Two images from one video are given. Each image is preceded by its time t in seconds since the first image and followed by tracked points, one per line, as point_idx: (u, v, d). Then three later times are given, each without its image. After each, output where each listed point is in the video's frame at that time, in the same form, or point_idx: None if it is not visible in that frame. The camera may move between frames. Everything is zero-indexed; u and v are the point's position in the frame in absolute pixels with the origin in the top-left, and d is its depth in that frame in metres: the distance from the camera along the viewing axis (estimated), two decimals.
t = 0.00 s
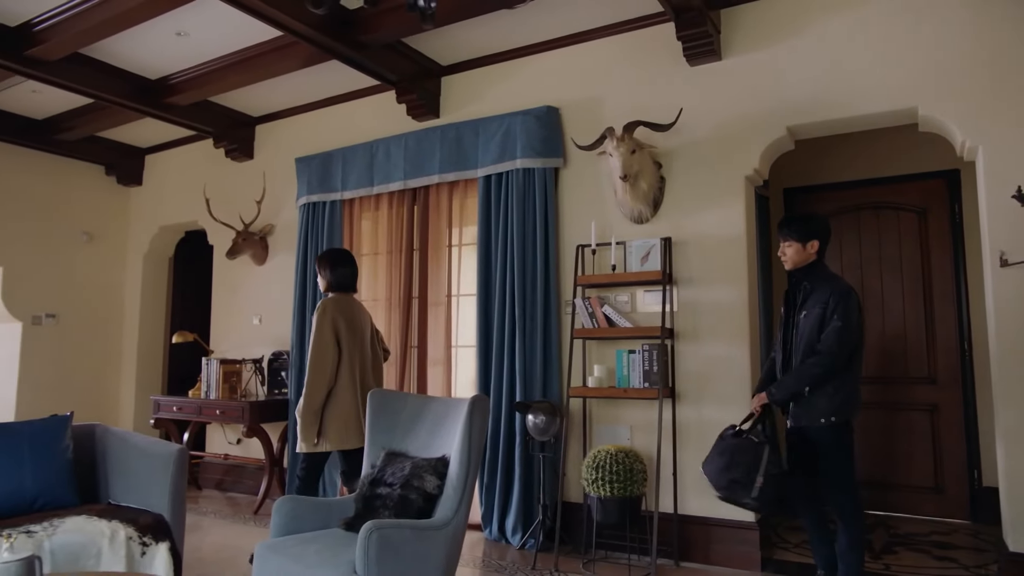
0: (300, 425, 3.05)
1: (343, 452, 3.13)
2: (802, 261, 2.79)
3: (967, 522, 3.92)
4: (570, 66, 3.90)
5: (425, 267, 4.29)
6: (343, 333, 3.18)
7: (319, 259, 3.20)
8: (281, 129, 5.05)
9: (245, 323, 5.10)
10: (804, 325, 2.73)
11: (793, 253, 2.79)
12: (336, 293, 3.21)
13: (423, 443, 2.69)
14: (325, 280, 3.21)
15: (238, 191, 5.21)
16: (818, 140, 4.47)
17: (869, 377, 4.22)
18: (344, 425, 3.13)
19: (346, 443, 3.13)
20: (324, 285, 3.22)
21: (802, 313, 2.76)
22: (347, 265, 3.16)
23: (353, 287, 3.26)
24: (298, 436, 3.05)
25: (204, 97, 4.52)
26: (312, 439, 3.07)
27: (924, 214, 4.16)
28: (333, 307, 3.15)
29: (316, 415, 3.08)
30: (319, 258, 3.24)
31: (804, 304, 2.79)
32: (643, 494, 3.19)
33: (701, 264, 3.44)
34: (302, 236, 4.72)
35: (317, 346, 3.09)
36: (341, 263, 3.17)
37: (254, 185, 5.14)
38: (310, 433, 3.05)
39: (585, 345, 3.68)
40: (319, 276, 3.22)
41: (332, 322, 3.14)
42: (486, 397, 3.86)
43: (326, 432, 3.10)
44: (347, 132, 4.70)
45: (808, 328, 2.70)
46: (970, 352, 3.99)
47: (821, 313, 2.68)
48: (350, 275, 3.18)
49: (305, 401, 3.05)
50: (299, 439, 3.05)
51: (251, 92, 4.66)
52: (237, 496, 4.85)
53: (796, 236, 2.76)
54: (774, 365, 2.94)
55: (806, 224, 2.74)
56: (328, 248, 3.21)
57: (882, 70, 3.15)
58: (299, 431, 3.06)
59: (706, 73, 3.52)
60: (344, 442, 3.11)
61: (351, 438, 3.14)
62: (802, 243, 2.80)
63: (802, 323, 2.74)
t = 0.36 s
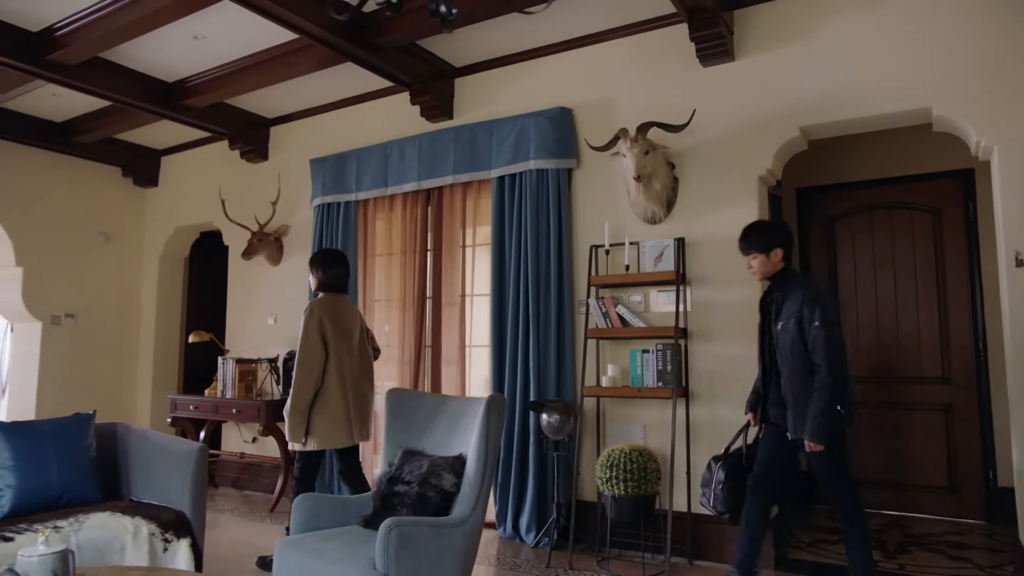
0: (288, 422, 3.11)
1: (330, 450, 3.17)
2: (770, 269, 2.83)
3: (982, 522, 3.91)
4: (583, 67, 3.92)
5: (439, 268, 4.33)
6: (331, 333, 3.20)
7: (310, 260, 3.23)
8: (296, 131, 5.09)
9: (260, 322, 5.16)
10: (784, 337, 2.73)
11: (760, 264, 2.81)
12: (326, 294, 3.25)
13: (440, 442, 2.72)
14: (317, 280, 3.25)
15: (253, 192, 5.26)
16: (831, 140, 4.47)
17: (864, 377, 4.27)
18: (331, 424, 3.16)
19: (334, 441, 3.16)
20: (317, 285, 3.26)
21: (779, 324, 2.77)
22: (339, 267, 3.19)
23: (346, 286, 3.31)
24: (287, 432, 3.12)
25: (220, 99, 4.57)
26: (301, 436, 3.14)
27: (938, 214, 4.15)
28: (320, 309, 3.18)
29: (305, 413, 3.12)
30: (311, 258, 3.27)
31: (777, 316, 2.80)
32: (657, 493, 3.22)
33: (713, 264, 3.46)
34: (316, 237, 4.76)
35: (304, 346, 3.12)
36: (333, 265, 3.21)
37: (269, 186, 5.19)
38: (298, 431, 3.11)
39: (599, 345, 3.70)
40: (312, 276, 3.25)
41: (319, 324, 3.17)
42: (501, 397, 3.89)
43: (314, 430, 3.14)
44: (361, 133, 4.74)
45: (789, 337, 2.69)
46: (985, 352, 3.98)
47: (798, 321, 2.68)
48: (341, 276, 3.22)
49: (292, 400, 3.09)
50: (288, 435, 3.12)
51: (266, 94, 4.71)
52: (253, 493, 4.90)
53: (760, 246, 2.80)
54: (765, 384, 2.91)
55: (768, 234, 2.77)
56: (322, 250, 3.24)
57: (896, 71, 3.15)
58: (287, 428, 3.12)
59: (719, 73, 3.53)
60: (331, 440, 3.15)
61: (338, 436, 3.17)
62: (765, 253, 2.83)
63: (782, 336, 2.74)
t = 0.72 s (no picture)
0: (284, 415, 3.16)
1: (323, 444, 3.21)
2: (695, 272, 2.85)
3: (1011, 522, 3.86)
4: (606, 65, 3.92)
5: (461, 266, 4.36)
6: (331, 331, 3.26)
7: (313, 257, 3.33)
8: (320, 131, 5.15)
9: (286, 320, 5.23)
10: (706, 338, 2.77)
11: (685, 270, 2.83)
12: (327, 291, 3.32)
13: (467, 439, 2.75)
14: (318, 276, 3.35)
15: (278, 192, 5.33)
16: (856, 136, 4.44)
17: (882, 374, 4.28)
18: (326, 418, 3.21)
19: (328, 435, 3.21)
20: (317, 281, 3.35)
21: (700, 326, 2.81)
22: (339, 264, 3.28)
23: (347, 284, 3.39)
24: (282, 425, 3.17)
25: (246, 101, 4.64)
26: (296, 429, 3.19)
27: (966, 211, 4.10)
28: (321, 306, 3.24)
29: (300, 406, 3.17)
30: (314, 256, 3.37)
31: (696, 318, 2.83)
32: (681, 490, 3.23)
33: (738, 263, 3.45)
34: (341, 236, 4.81)
35: (303, 342, 3.18)
36: (335, 262, 3.30)
37: (294, 186, 5.26)
38: (293, 424, 3.16)
39: (623, 343, 3.72)
40: (313, 272, 3.34)
41: (319, 321, 3.22)
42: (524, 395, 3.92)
43: (309, 424, 3.19)
44: (385, 133, 4.79)
45: (709, 338, 2.74)
46: (1015, 350, 3.93)
47: (716, 319, 2.72)
48: (342, 274, 3.31)
49: (289, 393, 3.14)
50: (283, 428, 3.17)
51: (291, 94, 4.77)
52: (280, 489, 4.98)
53: (680, 252, 2.81)
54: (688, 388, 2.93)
55: (684, 239, 2.79)
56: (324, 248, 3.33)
57: (924, 68, 3.12)
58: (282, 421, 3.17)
59: (744, 71, 3.52)
60: (324, 434, 3.20)
61: (332, 431, 3.22)
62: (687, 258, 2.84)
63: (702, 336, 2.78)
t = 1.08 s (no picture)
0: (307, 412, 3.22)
1: (345, 440, 3.28)
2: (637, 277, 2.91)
3: None
4: (634, 63, 3.92)
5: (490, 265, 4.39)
6: (349, 329, 3.31)
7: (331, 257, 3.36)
8: (350, 132, 5.22)
9: (316, 318, 5.30)
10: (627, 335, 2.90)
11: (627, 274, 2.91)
12: (344, 290, 3.37)
13: (498, 437, 2.78)
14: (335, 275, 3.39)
15: (309, 192, 5.41)
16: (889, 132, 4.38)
17: (915, 373, 4.24)
18: (347, 415, 3.27)
19: (349, 431, 3.27)
20: (334, 279, 3.39)
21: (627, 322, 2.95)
22: (357, 264, 3.32)
23: (364, 283, 3.44)
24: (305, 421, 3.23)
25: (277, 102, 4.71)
26: (319, 426, 3.25)
27: (1001, 206, 4.02)
28: (340, 304, 3.29)
29: (322, 403, 3.23)
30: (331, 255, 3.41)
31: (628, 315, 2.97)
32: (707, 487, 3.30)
33: (770, 261, 3.43)
34: (371, 235, 4.87)
35: (323, 340, 3.22)
36: (352, 261, 3.35)
37: (324, 186, 5.33)
38: (315, 421, 3.22)
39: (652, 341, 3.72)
40: (330, 272, 3.38)
41: (338, 319, 3.27)
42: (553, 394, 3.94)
43: (331, 421, 3.25)
44: (413, 133, 4.83)
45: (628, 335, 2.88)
46: None
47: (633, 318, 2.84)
48: (359, 273, 3.36)
49: (311, 391, 3.20)
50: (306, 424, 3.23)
51: (321, 96, 4.83)
52: (311, 485, 5.06)
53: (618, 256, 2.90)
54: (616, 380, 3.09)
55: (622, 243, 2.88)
56: (340, 247, 3.37)
57: (961, 61, 3.07)
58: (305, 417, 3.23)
59: (775, 68, 3.49)
60: (345, 429, 3.26)
61: (353, 426, 3.28)
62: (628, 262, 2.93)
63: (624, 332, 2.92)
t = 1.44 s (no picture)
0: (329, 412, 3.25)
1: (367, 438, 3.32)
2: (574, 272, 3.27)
3: None
4: (658, 61, 3.91)
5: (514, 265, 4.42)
6: (367, 328, 3.37)
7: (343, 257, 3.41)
8: (374, 132, 5.26)
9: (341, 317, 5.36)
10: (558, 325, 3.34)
11: (563, 270, 3.28)
12: (358, 290, 3.40)
13: (524, 435, 2.79)
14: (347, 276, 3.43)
15: (334, 192, 5.47)
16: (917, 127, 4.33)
17: (947, 371, 4.18)
18: (369, 414, 3.32)
19: (372, 430, 3.32)
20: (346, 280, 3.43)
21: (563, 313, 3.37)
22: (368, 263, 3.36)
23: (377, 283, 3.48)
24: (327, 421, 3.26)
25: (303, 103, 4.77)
26: (342, 426, 3.28)
27: None
28: (358, 304, 3.34)
29: (345, 403, 3.27)
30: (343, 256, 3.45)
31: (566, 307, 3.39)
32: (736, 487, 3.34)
33: (796, 259, 3.41)
34: (395, 234, 4.91)
35: (343, 340, 3.27)
36: (364, 262, 3.38)
37: (349, 186, 5.39)
38: (338, 421, 3.25)
39: (677, 340, 3.71)
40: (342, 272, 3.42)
41: (357, 319, 3.33)
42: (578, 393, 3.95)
43: (354, 420, 3.29)
44: (437, 133, 4.86)
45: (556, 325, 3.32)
46: None
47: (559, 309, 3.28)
48: (372, 273, 3.39)
49: (334, 390, 3.23)
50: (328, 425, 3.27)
51: (345, 97, 4.88)
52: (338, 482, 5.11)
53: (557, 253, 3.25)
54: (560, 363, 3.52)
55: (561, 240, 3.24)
56: (351, 248, 3.41)
57: (991, 55, 3.03)
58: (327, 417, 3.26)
59: (802, 64, 3.47)
60: (367, 428, 3.31)
61: (375, 425, 3.33)
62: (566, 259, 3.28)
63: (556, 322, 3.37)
